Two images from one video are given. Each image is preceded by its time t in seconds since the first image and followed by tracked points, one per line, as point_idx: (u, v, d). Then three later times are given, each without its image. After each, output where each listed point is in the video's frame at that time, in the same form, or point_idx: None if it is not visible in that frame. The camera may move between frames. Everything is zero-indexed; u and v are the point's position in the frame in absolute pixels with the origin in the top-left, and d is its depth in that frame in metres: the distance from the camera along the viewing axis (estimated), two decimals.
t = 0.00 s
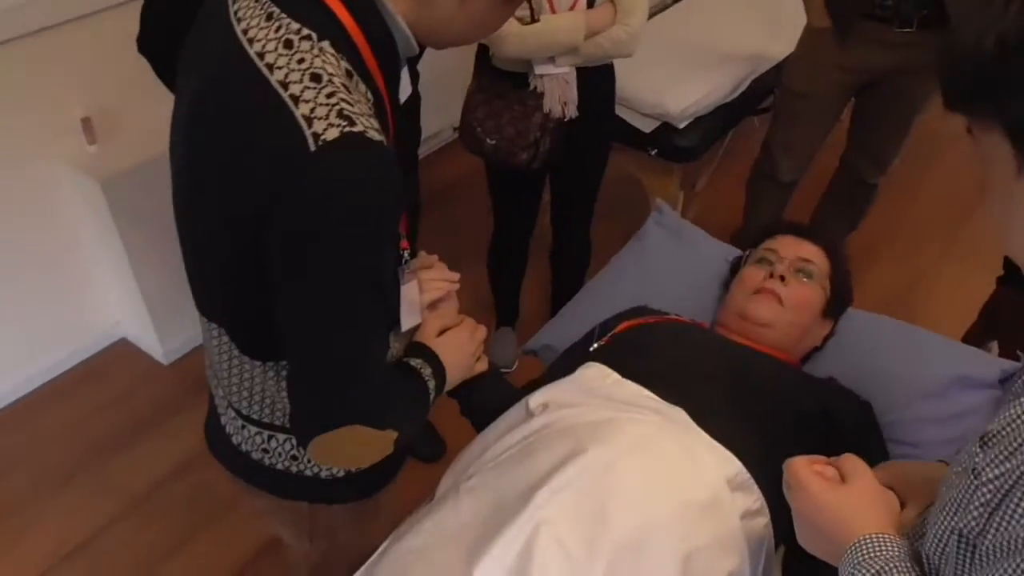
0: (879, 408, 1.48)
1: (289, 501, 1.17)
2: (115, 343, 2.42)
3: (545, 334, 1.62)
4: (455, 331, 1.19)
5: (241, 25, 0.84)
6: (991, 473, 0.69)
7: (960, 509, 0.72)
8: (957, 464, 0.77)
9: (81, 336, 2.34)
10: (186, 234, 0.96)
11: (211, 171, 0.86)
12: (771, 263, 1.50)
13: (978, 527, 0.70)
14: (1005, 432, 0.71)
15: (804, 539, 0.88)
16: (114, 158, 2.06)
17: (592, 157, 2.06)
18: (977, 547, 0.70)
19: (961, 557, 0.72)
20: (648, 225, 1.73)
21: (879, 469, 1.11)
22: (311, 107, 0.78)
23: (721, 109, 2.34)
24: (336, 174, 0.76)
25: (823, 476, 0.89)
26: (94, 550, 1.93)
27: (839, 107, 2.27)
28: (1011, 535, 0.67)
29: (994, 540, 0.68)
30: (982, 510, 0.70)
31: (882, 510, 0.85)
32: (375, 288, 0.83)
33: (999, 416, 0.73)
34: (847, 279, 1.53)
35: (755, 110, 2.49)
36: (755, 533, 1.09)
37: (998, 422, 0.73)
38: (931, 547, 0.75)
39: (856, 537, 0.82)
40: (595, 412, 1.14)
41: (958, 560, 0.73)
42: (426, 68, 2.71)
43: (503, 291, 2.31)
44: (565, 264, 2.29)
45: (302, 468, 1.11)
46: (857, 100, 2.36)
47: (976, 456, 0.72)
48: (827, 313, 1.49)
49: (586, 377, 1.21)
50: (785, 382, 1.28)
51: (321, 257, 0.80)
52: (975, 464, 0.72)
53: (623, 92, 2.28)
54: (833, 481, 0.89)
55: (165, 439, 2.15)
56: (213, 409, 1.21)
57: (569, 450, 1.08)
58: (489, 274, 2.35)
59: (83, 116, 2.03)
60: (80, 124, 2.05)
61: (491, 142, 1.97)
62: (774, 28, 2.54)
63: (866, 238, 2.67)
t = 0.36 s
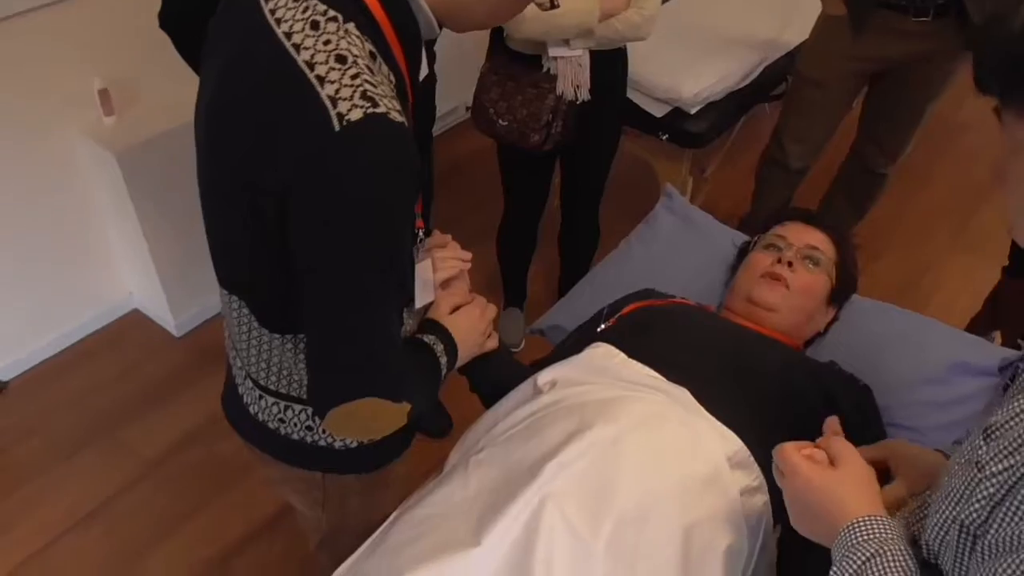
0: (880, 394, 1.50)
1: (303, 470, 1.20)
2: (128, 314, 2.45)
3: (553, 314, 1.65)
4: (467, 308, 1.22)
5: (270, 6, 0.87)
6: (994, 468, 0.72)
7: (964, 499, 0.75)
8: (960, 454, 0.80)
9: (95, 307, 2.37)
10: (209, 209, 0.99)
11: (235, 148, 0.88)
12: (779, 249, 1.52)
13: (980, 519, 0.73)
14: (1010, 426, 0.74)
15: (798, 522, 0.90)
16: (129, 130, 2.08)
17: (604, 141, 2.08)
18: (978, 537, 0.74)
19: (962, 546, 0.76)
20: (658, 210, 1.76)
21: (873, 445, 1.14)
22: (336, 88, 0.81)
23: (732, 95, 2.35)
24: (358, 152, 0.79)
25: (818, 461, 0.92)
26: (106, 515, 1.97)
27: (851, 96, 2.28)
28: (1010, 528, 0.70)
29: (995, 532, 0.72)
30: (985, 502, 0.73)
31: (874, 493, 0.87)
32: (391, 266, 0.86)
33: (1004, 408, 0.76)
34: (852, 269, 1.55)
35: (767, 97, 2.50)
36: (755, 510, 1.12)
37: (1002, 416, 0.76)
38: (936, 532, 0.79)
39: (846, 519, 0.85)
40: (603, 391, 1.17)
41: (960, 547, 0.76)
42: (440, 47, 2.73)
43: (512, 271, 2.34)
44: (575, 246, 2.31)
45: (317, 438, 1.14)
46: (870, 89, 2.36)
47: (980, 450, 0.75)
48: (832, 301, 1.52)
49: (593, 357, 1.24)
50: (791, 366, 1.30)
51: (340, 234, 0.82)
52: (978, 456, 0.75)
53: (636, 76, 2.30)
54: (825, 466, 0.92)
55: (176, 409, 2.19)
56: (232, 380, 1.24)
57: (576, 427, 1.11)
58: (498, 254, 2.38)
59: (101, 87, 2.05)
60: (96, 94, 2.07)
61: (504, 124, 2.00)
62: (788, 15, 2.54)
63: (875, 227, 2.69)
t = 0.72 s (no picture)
0: (879, 375, 1.52)
1: (311, 472, 1.21)
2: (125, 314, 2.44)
3: (553, 305, 1.66)
4: (470, 305, 1.23)
5: (270, 13, 0.86)
6: (1005, 463, 0.71)
7: (975, 495, 0.74)
8: (971, 448, 0.79)
9: (93, 308, 2.37)
10: (214, 217, 0.99)
11: (239, 157, 0.89)
12: (776, 235, 1.53)
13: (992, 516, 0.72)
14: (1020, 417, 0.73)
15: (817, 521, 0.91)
16: (122, 130, 2.07)
17: (597, 129, 2.08)
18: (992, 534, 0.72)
19: (975, 541, 0.74)
20: (654, 198, 1.76)
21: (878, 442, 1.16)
22: (339, 96, 0.81)
23: (723, 78, 2.36)
24: (364, 161, 0.79)
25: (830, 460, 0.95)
26: (112, 516, 1.98)
27: (842, 76, 2.29)
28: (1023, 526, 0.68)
29: (1008, 529, 0.70)
30: (997, 498, 0.71)
31: (888, 487, 0.89)
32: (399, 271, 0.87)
33: (1013, 401, 0.75)
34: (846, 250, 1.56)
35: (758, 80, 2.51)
36: (759, 498, 1.14)
37: (1012, 409, 0.75)
38: (947, 526, 0.78)
39: (864, 515, 0.86)
40: (609, 384, 1.18)
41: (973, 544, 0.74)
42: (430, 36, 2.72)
43: (508, 260, 2.35)
44: (570, 234, 2.32)
45: (325, 441, 1.16)
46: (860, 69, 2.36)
47: (990, 443, 0.74)
48: (828, 284, 1.53)
49: (596, 350, 1.25)
50: (791, 353, 1.32)
51: (348, 243, 0.82)
52: (989, 449, 0.74)
53: (628, 62, 2.29)
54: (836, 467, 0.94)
55: (178, 409, 2.20)
56: (238, 385, 1.25)
57: (582, 420, 1.12)
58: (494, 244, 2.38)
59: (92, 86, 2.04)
60: (88, 94, 2.06)
61: (497, 116, 2.00)
62: None
63: (867, 206, 2.70)
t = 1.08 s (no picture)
0: (858, 378, 1.54)
1: (300, 505, 1.21)
2: (105, 345, 2.42)
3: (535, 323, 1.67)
4: (454, 330, 1.23)
5: (240, 54, 0.85)
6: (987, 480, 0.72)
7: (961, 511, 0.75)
8: (956, 463, 0.79)
9: (73, 339, 2.33)
10: (192, 256, 0.98)
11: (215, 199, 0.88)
12: (752, 244, 1.54)
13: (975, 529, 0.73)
14: (1004, 432, 0.73)
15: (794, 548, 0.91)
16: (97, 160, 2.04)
17: (573, 142, 2.09)
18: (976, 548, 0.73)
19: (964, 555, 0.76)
20: (630, 211, 1.77)
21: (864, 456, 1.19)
22: (313, 136, 0.81)
23: (696, 86, 2.37)
24: (340, 200, 0.79)
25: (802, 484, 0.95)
26: (102, 550, 1.96)
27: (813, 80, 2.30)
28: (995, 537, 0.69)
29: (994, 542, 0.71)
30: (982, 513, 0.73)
31: (854, 506, 0.89)
32: (380, 306, 0.87)
33: (995, 415, 0.76)
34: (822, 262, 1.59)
35: (730, 86, 2.52)
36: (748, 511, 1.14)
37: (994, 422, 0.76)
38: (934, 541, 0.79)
39: (834, 537, 0.86)
40: (595, 403, 1.18)
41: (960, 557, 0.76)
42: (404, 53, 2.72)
43: (490, 275, 2.35)
44: (550, 247, 2.32)
45: (312, 474, 1.16)
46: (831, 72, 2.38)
47: (973, 458, 0.75)
48: (807, 290, 1.55)
49: (581, 369, 1.26)
50: (773, 363, 1.33)
51: (329, 282, 0.82)
52: (974, 464, 0.75)
53: (601, 73, 2.30)
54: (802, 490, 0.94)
55: (163, 439, 2.17)
56: (221, 421, 1.24)
57: (570, 441, 1.13)
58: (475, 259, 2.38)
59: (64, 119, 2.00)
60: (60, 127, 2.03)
61: (473, 134, 2.00)
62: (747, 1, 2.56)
63: (843, 205, 2.73)
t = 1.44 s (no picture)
0: (835, 382, 1.55)
1: (277, 533, 1.20)
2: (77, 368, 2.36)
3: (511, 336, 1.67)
4: (427, 349, 1.21)
5: (196, 85, 0.84)
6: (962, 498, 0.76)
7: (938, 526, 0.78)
8: (931, 481, 0.84)
9: (43, 364, 2.29)
10: (156, 288, 0.97)
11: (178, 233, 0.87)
12: (723, 252, 1.56)
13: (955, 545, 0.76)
14: (974, 451, 0.78)
15: None
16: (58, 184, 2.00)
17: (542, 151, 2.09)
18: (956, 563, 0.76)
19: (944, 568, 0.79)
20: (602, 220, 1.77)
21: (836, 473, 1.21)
22: (272, 167, 0.80)
23: (662, 90, 2.37)
24: (304, 232, 0.78)
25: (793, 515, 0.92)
26: None
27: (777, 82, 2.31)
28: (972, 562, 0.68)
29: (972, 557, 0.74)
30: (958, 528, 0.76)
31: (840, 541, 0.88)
32: (349, 336, 0.86)
33: (966, 434, 0.80)
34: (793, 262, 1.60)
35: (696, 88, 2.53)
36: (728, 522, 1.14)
37: (966, 441, 0.80)
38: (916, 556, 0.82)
39: None
40: (573, 418, 1.18)
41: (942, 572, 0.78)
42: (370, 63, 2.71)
43: (464, 285, 2.33)
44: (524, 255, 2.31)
45: (288, 500, 1.15)
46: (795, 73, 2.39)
47: (949, 477, 0.80)
48: (780, 295, 1.56)
49: (557, 385, 1.26)
50: (748, 371, 1.34)
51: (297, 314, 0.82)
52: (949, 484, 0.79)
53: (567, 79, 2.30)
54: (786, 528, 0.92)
55: (136, 463, 2.13)
56: (194, 449, 1.23)
57: (547, 459, 1.12)
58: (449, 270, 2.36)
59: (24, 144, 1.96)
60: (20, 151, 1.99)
61: (441, 146, 1.99)
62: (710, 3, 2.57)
63: (813, 204, 2.75)
